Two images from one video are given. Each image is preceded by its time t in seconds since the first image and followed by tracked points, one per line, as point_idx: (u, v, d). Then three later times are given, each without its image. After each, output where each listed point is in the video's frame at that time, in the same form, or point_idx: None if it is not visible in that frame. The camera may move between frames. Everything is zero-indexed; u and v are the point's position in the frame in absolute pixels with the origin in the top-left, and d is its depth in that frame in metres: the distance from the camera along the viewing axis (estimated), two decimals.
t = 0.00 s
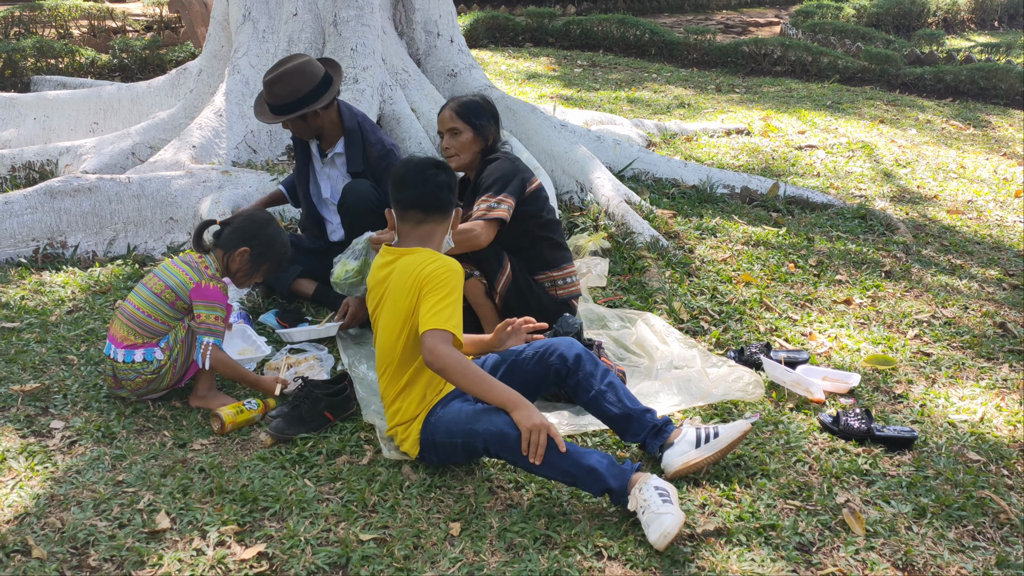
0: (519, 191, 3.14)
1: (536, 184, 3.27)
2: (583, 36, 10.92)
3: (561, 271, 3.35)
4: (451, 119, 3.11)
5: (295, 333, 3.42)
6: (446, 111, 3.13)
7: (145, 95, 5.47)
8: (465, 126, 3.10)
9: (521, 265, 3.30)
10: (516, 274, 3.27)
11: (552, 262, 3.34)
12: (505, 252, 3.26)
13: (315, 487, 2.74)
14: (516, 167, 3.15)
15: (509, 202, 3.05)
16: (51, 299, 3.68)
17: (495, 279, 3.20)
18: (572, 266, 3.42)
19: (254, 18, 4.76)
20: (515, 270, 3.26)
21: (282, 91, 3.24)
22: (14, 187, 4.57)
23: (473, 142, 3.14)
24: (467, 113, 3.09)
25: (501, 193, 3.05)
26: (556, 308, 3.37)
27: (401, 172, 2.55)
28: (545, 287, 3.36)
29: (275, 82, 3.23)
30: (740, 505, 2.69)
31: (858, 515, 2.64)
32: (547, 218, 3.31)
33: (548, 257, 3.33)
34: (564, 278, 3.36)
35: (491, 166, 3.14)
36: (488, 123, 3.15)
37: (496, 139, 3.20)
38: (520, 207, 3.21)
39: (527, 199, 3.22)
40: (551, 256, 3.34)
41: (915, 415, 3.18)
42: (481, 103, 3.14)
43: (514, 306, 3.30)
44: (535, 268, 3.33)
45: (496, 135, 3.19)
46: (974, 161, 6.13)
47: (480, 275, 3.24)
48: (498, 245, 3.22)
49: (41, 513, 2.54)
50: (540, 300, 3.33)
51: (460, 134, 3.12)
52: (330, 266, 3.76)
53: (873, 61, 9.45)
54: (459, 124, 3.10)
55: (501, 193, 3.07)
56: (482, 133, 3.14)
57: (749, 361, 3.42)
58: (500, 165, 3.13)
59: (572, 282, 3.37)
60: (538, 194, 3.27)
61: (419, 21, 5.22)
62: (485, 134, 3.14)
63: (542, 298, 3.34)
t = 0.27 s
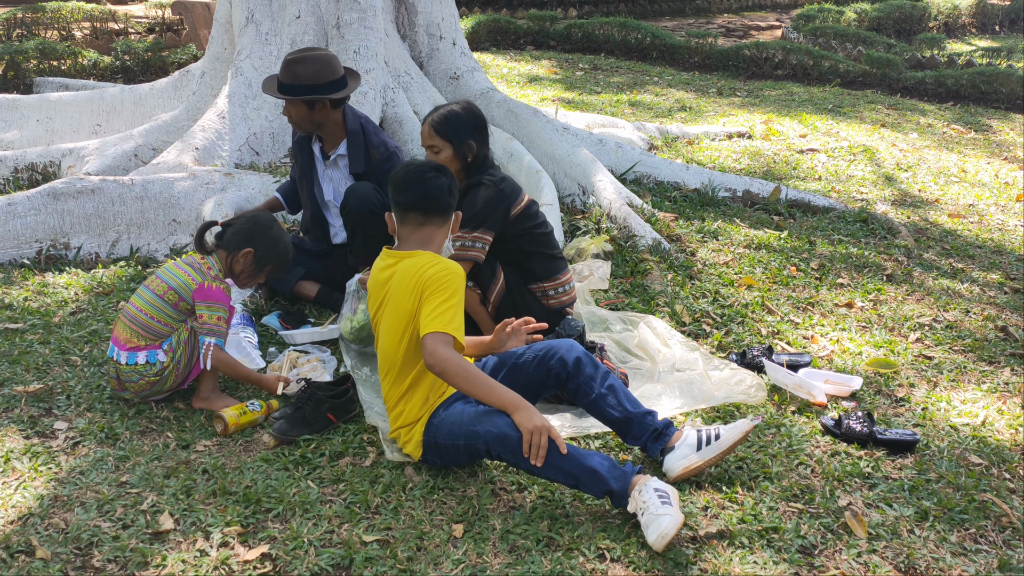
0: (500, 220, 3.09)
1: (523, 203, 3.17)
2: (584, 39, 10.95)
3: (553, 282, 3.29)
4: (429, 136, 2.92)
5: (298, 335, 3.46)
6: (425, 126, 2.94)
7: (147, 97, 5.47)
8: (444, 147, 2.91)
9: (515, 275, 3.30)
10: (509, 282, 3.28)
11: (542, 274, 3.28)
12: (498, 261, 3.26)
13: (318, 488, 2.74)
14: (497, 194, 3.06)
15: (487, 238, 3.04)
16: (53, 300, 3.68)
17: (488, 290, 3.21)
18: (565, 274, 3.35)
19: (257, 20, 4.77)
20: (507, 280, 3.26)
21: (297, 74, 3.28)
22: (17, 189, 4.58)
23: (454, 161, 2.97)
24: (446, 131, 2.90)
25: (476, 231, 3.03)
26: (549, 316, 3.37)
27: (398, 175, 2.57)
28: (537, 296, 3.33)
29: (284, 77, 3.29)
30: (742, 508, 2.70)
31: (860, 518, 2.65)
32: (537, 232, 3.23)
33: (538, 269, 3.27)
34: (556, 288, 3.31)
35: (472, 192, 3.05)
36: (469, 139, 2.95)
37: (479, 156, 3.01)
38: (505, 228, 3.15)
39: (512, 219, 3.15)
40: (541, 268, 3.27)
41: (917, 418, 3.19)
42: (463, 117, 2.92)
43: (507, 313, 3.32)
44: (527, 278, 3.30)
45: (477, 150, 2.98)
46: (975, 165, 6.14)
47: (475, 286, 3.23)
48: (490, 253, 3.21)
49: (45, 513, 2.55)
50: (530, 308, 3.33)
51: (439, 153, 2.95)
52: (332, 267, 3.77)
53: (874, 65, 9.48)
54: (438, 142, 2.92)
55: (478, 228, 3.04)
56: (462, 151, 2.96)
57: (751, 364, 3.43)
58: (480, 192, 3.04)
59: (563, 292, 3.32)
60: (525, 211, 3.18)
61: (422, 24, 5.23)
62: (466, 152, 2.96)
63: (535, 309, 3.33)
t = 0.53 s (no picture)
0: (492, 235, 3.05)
1: (515, 214, 3.09)
2: (585, 43, 10.96)
3: (547, 287, 3.25)
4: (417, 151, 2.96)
5: (299, 338, 3.49)
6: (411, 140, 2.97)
7: (149, 100, 5.48)
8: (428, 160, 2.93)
9: (508, 283, 3.28)
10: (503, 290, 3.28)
11: (536, 281, 3.24)
12: (491, 270, 3.25)
13: (319, 492, 2.74)
14: (488, 211, 3.01)
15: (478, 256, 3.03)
16: (55, 302, 3.69)
17: (482, 298, 3.24)
18: (560, 278, 3.30)
19: (258, 23, 4.77)
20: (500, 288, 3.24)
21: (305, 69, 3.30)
22: (18, 191, 4.58)
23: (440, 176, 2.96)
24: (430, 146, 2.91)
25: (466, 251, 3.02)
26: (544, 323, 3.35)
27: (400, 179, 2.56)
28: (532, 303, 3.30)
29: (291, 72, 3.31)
30: (743, 512, 2.70)
31: (861, 522, 2.66)
32: (530, 241, 3.16)
33: (531, 277, 3.23)
34: (550, 293, 3.27)
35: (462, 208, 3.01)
36: (456, 154, 2.93)
37: (466, 172, 2.99)
38: (498, 242, 3.12)
39: (504, 233, 3.10)
40: (535, 276, 3.22)
41: (917, 423, 3.19)
42: (449, 131, 2.92)
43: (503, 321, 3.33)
44: (521, 285, 3.26)
45: (464, 166, 2.96)
46: (976, 169, 6.14)
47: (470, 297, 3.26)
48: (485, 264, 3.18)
49: (47, 516, 2.55)
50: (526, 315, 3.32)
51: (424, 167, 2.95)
52: (332, 271, 3.76)
53: (875, 68, 9.48)
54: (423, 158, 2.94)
55: (468, 248, 3.02)
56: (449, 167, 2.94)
57: (751, 368, 3.44)
58: (470, 210, 2.99)
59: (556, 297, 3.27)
60: (517, 223, 3.11)
61: (423, 27, 5.24)
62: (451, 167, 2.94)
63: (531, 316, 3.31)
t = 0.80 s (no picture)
0: (483, 238, 3.03)
1: (505, 214, 3.07)
2: (584, 42, 10.95)
3: (540, 286, 3.25)
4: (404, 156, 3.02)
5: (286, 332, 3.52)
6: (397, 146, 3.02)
7: (147, 100, 5.48)
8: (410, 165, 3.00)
9: (501, 284, 3.28)
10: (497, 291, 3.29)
11: (528, 280, 3.23)
12: (485, 273, 3.24)
13: (317, 492, 2.74)
14: (478, 215, 2.99)
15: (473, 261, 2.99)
16: (52, 303, 3.68)
17: (477, 301, 3.23)
18: (553, 276, 3.28)
19: (256, 23, 4.76)
20: (493, 290, 3.24)
21: (314, 65, 3.33)
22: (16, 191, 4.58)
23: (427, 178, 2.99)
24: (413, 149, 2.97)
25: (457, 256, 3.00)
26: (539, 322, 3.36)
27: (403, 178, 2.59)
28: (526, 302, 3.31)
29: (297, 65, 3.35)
30: (741, 512, 2.70)
31: (858, 522, 2.65)
32: (520, 241, 3.15)
33: (523, 277, 3.23)
34: (544, 292, 3.27)
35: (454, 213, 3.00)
36: (441, 158, 2.99)
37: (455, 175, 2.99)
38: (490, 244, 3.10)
39: (496, 235, 3.08)
40: (527, 275, 3.22)
41: (915, 423, 3.19)
42: (433, 134, 2.99)
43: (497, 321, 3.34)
44: (514, 285, 3.27)
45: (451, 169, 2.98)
46: (975, 169, 6.14)
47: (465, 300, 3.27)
48: (479, 268, 3.17)
49: (43, 517, 2.55)
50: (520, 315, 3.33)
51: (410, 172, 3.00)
52: (331, 271, 3.75)
53: (874, 68, 9.48)
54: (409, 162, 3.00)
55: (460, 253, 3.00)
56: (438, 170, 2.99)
57: (749, 369, 3.43)
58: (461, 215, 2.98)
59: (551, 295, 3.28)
60: (508, 224, 3.09)
61: (422, 27, 5.23)
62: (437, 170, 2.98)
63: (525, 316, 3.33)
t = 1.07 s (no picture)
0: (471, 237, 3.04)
1: (495, 212, 3.07)
2: (585, 41, 10.94)
3: (536, 282, 3.18)
4: (403, 148, 2.95)
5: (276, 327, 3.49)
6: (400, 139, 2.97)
7: (148, 98, 5.48)
8: (417, 157, 2.94)
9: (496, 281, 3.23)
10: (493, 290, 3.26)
11: (524, 277, 3.16)
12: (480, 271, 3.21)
13: (317, 489, 2.74)
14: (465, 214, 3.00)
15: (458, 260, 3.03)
16: (53, 301, 3.69)
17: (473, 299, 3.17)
18: (549, 271, 3.22)
19: (257, 22, 4.76)
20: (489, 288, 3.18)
21: (329, 61, 3.40)
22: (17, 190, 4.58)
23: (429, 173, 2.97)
24: (421, 142, 2.94)
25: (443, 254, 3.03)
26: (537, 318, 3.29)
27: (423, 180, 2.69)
28: (524, 298, 3.24)
29: (308, 61, 3.40)
30: (741, 510, 2.69)
31: (859, 520, 2.65)
32: (512, 236, 3.11)
33: (518, 272, 3.15)
34: (542, 287, 3.20)
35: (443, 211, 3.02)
36: (443, 153, 2.98)
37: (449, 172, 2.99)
38: (480, 240, 3.09)
39: (486, 231, 3.07)
40: (522, 272, 3.15)
41: (916, 420, 3.18)
42: (436, 132, 2.98)
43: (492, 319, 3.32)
44: (510, 282, 3.19)
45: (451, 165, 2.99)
46: (976, 167, 6.13)
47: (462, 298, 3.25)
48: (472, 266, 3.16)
49: (43, 514, 2.55)
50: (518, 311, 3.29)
51: (414, 165, 2.96)
52: (331, 269, 3.76)
53: (875, 67, 9.48)
54: (412, 154, 2.94)
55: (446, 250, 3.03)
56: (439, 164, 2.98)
57: (750, 366, 3.43)
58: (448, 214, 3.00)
59: (548, 290, 3.20)
60: (497, 222, 3.09)
61: (422, 25, 5.23)
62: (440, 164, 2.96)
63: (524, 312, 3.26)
